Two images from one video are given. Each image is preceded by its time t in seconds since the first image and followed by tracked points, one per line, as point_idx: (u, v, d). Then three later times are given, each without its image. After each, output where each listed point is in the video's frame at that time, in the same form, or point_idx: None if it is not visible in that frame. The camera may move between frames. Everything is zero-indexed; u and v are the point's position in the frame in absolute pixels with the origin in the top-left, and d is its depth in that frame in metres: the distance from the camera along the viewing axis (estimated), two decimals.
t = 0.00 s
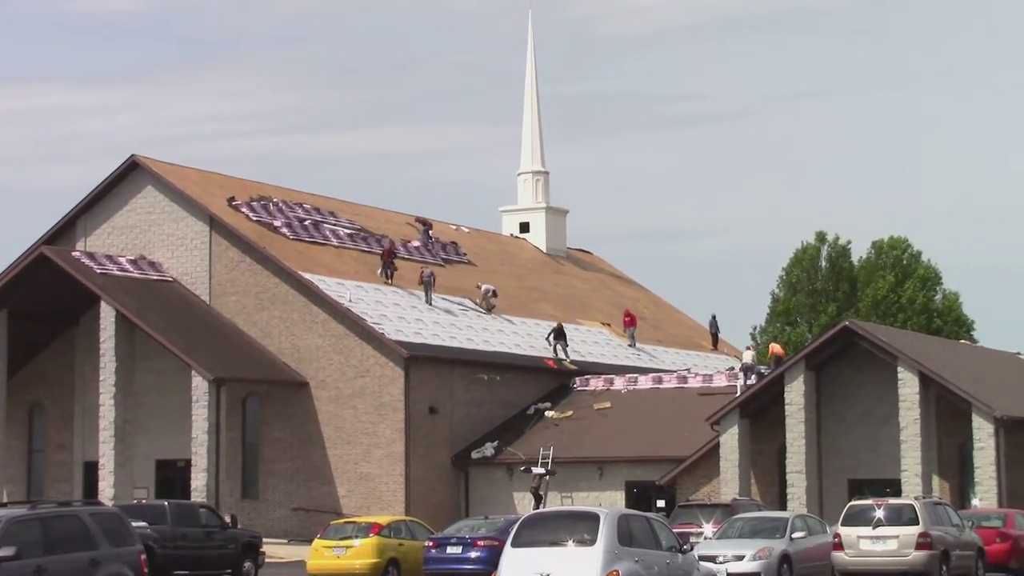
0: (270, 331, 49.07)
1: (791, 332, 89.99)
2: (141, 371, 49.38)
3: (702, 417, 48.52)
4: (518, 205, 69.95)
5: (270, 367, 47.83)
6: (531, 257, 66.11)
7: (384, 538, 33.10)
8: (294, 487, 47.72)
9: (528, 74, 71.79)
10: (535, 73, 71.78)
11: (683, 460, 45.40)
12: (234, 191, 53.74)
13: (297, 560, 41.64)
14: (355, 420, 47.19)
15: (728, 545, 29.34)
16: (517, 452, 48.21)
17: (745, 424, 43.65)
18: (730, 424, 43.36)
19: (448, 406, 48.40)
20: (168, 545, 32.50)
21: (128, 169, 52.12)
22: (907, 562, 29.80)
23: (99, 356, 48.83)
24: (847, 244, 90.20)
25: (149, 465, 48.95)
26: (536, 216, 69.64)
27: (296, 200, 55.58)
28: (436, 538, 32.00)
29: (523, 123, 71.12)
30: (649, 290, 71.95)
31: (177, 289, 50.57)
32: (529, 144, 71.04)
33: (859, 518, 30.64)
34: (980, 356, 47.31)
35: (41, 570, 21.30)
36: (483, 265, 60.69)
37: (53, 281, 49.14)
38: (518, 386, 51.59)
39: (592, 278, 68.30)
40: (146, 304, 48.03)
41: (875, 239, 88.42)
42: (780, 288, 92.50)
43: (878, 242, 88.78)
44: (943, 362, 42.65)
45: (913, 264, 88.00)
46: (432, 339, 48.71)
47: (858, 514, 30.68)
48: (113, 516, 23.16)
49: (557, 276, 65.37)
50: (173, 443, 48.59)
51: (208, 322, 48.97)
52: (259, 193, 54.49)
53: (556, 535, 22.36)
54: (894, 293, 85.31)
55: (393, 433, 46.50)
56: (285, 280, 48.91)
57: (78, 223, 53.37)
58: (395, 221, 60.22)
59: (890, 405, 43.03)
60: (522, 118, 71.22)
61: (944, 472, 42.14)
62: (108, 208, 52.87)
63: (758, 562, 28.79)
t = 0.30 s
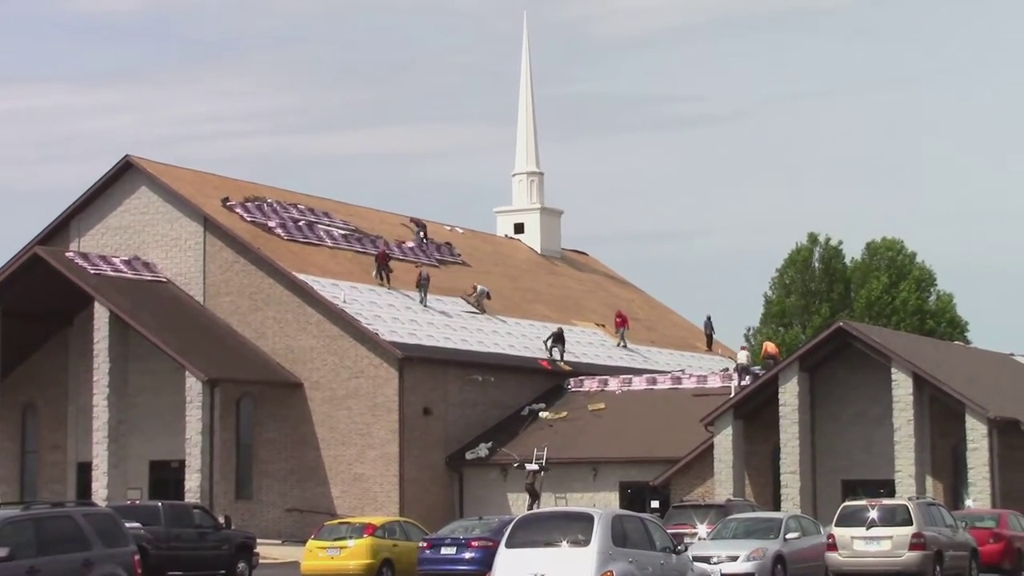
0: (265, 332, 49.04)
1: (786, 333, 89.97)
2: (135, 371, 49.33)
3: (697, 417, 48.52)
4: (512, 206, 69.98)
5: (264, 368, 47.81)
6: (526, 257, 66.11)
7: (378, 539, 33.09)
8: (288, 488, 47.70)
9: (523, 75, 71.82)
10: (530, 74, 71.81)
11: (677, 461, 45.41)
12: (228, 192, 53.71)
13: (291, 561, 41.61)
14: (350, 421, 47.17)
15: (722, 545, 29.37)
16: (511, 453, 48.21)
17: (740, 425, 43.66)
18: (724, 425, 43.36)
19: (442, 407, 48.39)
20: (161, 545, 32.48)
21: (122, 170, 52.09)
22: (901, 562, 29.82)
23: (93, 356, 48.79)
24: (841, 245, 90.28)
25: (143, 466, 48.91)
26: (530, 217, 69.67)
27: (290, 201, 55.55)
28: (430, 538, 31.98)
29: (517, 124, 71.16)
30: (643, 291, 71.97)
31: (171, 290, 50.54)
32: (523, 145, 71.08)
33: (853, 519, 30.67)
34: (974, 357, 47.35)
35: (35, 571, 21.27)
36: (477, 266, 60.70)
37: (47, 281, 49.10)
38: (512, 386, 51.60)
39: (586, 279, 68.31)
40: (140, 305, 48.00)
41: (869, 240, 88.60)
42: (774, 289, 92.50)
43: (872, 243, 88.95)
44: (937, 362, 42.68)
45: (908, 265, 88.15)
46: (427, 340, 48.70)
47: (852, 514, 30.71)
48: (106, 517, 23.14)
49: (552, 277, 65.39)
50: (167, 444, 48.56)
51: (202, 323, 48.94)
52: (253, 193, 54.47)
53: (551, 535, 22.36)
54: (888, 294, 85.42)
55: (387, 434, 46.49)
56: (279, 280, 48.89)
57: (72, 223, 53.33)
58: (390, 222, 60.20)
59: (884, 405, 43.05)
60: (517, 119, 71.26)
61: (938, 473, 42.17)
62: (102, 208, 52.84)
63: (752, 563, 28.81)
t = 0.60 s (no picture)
0: (259, 331, 49.03)
1: (780, 331, 89.95)
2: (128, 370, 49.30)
3: (690, 416, 48.57)
4: (506, 205, 70.00)
5: (258, 367, 47.81)
6: (519, 256, 66.11)
7: (372, 537, 33.09)
8: (282, 486, 47.72)
9: (516, 74, 71.82)
10: (523, 72, 71.81)
11: (671, 459, 45.46)
12: (221, 191, 53.70)
13: (285, 560, 41.61)
14: (344, 419, 47.17)
15: (715, 544, 29.41)
16: (505, 452, 48.23)
17: (733, 424, 43.71)
18: (718, 423, 43.39)
19: (436, 406, 48.40)
20: (156, 545, 32.47)
21: (115, 169, 52.04)
22: (894, 560, 29.85)
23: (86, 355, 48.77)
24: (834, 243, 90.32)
25: (136, 465, 48.92)
26: (524, 215, 69.69)
27: (283, 199, 55.54)
28: (424, 537, 32.00)
29: (511, 123, 71.17)
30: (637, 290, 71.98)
31: (165, 289, 50.51)
32: (517, 143, 71.09)
33: (846, 517, 30.71)
34: (967, 355, 47.42)
35: (28, 570, 21.25)
36: (471, 265, 60.70)
37: (41, 280, 49.07)
38: (506, 385, 51.62)
39: (580, 278, 68.33)
40: (133, 304, 47.98)
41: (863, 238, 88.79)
42: (768, 288, 92.51)
43: (865, 240, 89.14)
44: (930, 360, 42.75)
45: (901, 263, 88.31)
46: (421, 339, 48.72)
47: (846, 513, 30.78)
48: (99, 516, 23.13)
49: (546, 276, 65.40)
50: (161, 443, 48.56)
51: (196, 322, 48.94)
52: (246, 192, 54.45)
53: (545, 533, 22.38)
54: (882, 292, 85.50)
55: (380, 433, 46.50)
56: (273, 280, 48.90)
57: (65, 223, 53.30)
58: (383, 221, 60.20)
59: (877, 404, 43.10)
60: (510, 118, 71.26)
61: (932, 471, 42.24)
62: (95, 207, 52.81)
63: (746, 561, 28.83)
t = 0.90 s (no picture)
0: (252, 327, 48.99)
1: (774, 332, 89.96)
2: (122, 366, 49.25)
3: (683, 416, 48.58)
4: (501, 203, 69.97)
5: (252, 363, 47.76)
6: (514, 255, 66.08)
7: (364, 535, 33.07)
8: (275, 483, 47.68)
9: (512, 72, 71.78)
10: (519, 70, 71.76)
11: (664, 459, 45.46)
12: (216, 186, 53.65)
13: (277, 556, 41.60)
14: (337, 416, 47.13)
15: (708, 544, 29.40)
16: (498, 450, 48.21)
17: (726, 424, 43.71)
18: (711, 424, 43.40)
19: (429, 403, 48.37)
20: (148, 540, 32.41)
21: (111, 164, 51.98)
22: (886, 562, 29.85)
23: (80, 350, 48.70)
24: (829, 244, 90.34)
25: (129, 460, 48.85)
26: (519, 214, 69.65)
27: (279, 196, 55.51)
28: (416, 535, 31.98)
29: (506, 121, 71.12)
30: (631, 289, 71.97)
31: (159, 284, 50.46)
32: (512, 141, 71.05)
33: (838, 519, 30.74)
34: (961, 357, 47.44)
35: (20, 564, 21.21)
36: (465, 263, 60.68)
37: (35, 274, 49.00)
38: (499, 384, 51.59)
39: (574, 276, 68.31)
40: (127, 299, 47.92)
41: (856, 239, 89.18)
42: (763, 288, 92.47)
43: (859, 242, 89.60)
44: (923, 362, 42.76)
45: (894, 265, 88.68)
46: (415, 337, 48.69)
47: (838, 514, 30.81)
48: (92, 511, 23.09)
49: (540, 274, 65.37)
50: (154, 438, 48.51)
51: (190, 317, 48.89)
52: (241, 189, 54.41)
53: (537, 532, 22.37)
54: (875, 293, 85.62)
55: (373, 430, 46.48)
56: (267, 276, 48.85)
57: (60, 217, 53.24)
58: (378, 218, 60.17)
59: (871, 405, 43.11)
60: (506, 116, 71.22)
61: (924, 473, 42.25)
62: (90, 202, 52.73)
63: (738, 561, 28.82)
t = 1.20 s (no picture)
0: (249, 327, 48.98)
1: (772, 332, 89.96)
2: (119, 366, 49.22)
3: (680, 416, 48.58)
4: (497, 203, 69.95)
5: (249, 363, 47.75)
6: (511, 255, 66.07)
7: (361, 535, 33.06)
8: (272, 483, 47.67)
9: (509, 72, 71.76)
10: (516, 70, 71.75)
11: (661, 459, 45.46)
12: (213, 187, 53.63)
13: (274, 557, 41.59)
14: (334, 417, 47.12)
15: (705, 544, 29.40)
16: (495, 450, 48.19)
17: (723, 424, 43.72)
18: (708, 423, 43.41)
19: (426, 403, 48.37)
20: (144, 540, 32.40)
21: (107, 164, 51.95)
22: (883, 562, 29.85)
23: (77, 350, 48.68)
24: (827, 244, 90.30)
25: (126, 460, 48.84)
26: (516, 214, 69.63)
27: (276, 196, 55.50)
28: (413, 535, 31.96)
29: (504, 121, 71.09)
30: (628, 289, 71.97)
31: (156, 284, 50.44)
32: (509, 141, 71.04)
33: (836, 518, 30.73)
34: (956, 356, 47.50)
35: (16, 565, 21.19)
36: (463, 263, 60.68)
37: (32, 275, 48.96)
38: (496, 384, 51.57)
39: (571, 276, 68.31)
40: (124, 299, 47.90)
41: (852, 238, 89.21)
42: (761, 287, 92.53)
43: (854, 242, 89.59)
44: (919, 362, 42.82)
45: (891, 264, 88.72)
46: (412, 337, 48.69)
47: (835, 514, 30.81)
48: (89, 511, 23.07)
49: (537, 274, 65.36)
50: (151, 438, 48.50)
51: (186, 318, 48.87)
52: (238, 189, 54.39)
53: (534, 532, 22.35)
54: (873, 293, 85.64)
55: (370, 430, 46.47)
56: (264, 276, 48.83)
57: (57, 217, 53.21)
58: (376, 218, 60.15)
59: (868, 406, 43.13)
60: (503, 116, 71.19)
61: (921, 473, 42.25)
62: (87, 202, 52.70)
63: (735, 561, 28.84)
